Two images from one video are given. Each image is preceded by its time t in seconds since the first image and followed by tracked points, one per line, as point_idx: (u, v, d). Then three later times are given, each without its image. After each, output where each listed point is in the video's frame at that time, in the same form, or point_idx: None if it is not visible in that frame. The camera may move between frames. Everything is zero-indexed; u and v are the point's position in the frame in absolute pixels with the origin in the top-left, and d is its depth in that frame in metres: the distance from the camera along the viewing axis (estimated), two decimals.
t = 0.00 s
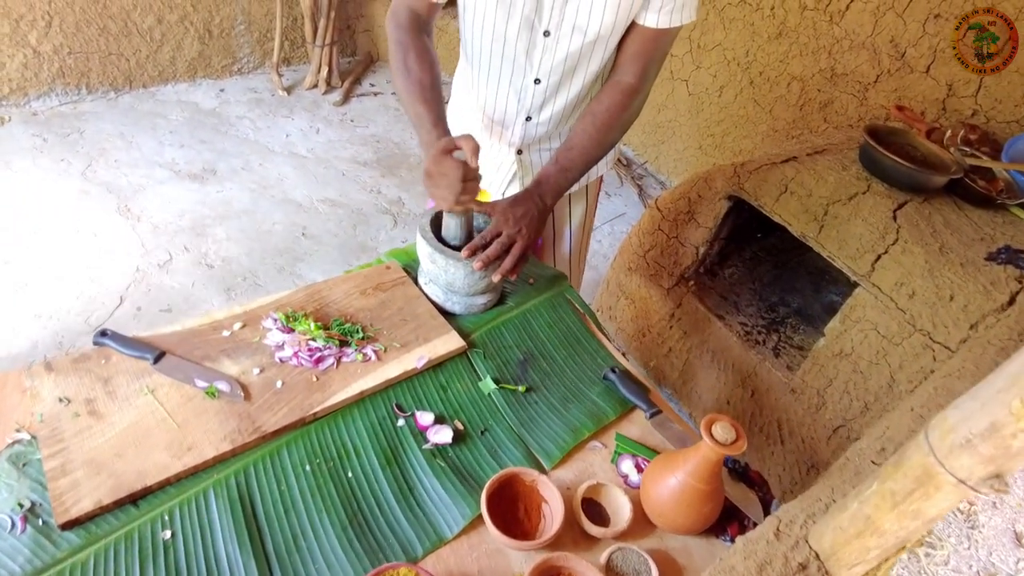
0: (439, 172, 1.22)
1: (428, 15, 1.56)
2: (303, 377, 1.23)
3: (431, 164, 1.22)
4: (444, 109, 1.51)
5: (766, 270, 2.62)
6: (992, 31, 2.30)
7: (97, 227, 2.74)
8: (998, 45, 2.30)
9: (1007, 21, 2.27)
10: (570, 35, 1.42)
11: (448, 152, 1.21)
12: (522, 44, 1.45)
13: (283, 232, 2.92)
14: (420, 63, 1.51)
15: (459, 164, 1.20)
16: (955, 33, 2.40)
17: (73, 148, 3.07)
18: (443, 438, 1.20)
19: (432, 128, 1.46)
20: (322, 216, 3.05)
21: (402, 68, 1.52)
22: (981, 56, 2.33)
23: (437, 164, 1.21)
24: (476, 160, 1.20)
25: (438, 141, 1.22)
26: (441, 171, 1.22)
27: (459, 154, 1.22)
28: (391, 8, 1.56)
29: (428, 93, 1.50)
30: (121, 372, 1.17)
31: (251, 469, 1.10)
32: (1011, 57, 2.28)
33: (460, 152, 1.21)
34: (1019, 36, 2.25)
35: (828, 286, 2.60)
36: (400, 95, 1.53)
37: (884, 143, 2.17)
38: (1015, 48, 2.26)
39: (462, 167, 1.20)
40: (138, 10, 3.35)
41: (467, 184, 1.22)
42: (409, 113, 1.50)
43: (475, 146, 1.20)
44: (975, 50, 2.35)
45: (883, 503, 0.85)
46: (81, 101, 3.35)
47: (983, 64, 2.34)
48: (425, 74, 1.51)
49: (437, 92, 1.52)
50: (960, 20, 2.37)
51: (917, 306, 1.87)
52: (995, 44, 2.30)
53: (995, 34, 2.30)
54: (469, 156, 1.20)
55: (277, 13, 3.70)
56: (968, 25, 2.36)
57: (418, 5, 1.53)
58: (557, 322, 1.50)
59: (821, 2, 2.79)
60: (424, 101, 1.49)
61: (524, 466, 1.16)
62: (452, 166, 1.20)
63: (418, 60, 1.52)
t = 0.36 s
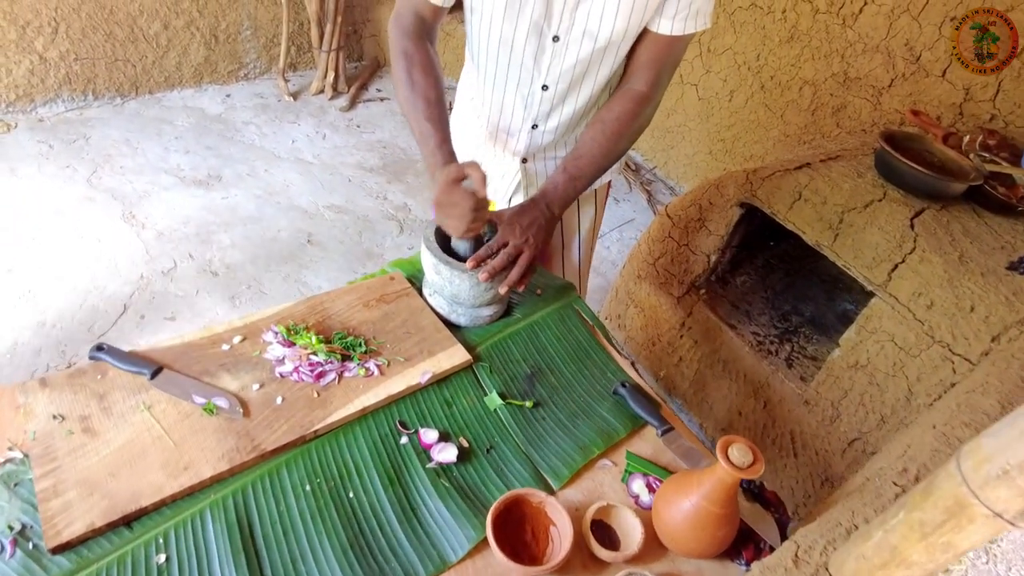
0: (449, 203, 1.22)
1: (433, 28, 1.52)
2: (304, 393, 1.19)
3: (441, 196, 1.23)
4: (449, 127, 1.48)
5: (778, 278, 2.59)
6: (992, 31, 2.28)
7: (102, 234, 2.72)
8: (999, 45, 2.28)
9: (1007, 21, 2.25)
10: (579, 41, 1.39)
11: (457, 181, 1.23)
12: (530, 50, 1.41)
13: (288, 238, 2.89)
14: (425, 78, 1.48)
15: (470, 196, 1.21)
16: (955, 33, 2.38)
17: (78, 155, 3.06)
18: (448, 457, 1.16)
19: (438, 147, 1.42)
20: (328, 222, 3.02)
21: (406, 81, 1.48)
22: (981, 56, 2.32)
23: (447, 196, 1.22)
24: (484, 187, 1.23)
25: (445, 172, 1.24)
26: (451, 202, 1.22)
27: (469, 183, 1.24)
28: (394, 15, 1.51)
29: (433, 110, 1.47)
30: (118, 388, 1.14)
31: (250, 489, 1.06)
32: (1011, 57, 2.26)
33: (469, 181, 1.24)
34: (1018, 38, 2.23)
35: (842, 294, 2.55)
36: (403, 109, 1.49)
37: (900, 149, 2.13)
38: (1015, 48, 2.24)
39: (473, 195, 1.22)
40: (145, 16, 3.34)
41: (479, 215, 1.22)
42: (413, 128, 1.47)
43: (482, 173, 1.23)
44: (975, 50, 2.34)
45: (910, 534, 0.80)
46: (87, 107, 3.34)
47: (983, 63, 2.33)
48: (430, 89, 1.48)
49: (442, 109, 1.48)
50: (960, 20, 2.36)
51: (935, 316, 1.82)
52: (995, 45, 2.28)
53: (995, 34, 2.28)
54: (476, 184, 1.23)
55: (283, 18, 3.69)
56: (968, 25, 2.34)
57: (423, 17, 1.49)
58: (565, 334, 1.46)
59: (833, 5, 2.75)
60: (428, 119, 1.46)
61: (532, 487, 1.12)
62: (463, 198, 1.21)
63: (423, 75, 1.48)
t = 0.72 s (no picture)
0: (443, 203, 1.17)
1: (432, 33, 1.49)
2: (296, 406, 1.15)
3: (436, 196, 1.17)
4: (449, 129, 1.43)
5: (783, 283, 2.55)
6: (992, 31, 2.27)
7: (98, 239, 2.69)
8: (999, 44, 2.27)
9: (1007, 21, 2.23)
10: (581, 42, 1.35)
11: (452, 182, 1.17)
12: (530, 51, 1.38)
13: (287, 243, 2.86)
14: (425, 82, 1.44)
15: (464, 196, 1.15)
16: (954, 33, 2.37)
17: (75, 159, 3.03)
18: (445, 472, 1.12)
19: (436, 150, 1.37)
20: (327, 227, 2.98)
21: (405, 86, 1.44)
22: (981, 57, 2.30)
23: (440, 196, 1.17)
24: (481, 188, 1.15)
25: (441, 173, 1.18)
26: (446, 202, 1.16)
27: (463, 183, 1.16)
28: (394, 21, 1.48)
29: (433, 113, 1.43)
30: (103, 400, 1.10)
31: (239, 505, 1.03)
32: (1011, 57, 2.25)
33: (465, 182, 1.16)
34: (1019, 35, 2.22)
35: (848, 299, 2.51)
36: (403, 114, 1.45)
37: (908, 152, 2.09)
38: (1015, 48, 2.22)
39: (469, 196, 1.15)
40: (143, 19, 3.31)
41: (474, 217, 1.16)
42: (413, 133, 1.42)
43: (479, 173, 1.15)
44: (975, 50, 2.33)
45: (929, 558, 0.76)
46: (85, 111, 3.31)
47: (983, 63, 2.31)
48: (429, 92, 1.44)
49: (442, 113, 1.44)
50: (960, 20, 2.35)
51: (946, 323, 1.77)
52: (995, 44, 2.27)
53: (995, 34, 2.27)
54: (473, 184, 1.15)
55: (282, 21, 3.66)
56: (968, 25, 2.33)
57: (422, 22, 1.46)
58: (566, 343, 1.42)
59: (839, 6, 2.71)
60: (428, 122, 1.42)
61: (532, 504, 1.08)
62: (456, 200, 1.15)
63: (422, 79, 1.44)
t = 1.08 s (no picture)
0: (452, 201, 1.25)
1: (437, 34, 1.45)
2: (292, 421, 1.12)
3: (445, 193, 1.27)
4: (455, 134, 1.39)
5: (789, 289, 2.51)
6: (992, 31, 2.26)
7: (94, 246, 2.66)
8: (999, 44, 2.25)
9: (1007, 21, 2.21)
10: (586, 44, 1.32)
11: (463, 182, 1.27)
12: (535, 53, 1.35)
13: (285, 249, 2.83)
14: (429, 86, 1.41)
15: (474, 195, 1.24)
16: (954, 33, 2.36)
17: (72, 165, 3.00)
18: (446, 489, 1.08)
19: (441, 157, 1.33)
20: (326, 233, 2.95)
21: (411, 89, 1.41)
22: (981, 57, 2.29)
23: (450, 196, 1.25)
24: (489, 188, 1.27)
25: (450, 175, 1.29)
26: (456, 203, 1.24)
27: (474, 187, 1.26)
28: (398, 21, 1.44)
29: (437, 116, 1.39)
30: (93, 416, 1.07)
31: (233, 525, 0.99)
32: (1011, 57, 2.23)
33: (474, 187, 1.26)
34: (1018, 36, 2.20)
35: (854, 306, 2.47)
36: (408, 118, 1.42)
37: (917, 157, 2.05)
38: (1015, 47, 2.21)
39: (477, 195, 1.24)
40: (140, 24, 3.29)
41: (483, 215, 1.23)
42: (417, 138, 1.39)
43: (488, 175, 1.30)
44: (975, 50, 2.31)
45: None
46: (82, 117, 3.29)
47: (982, 64, 2.30)
48: (434, 97, 1.40)
49: (446, 117, 1.40)
50: (960, 20, 2.33)
51: (958, 331, 1.74)
52: (995, 44, 2.25)
53: (995, 34, 2.25)
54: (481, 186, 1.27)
55: (281, 25, 3.64)
56: (968, 25, 2.32)
57: (426, 22, 1.42)
58: (570, 353, 1.38)
59: (843, 9, 2.68)
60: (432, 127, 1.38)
61: (536, 522, 1.03)
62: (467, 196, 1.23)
63: (427, 83, 1.41)
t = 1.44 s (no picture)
0: (457, 226, 1.12)
1: (435, 37, 1.42)
2: (289, 438, 1.07)
3: (449, 216, 1.13)
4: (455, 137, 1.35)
5: (795, 295, 2.47)
6: (992, 31, 2.24)
7: (90, 256, 2.62)
8: (999, 44, 2.23)
9: (1007, 21, 2.20)
10: (592, 42, 1.28)
11: (467, 202, 1.11)
12: (539, 52, 1.31)
13: (283, 258, 2.79)
14: (430, 89, 1.37)
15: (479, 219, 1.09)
16: (955, 33, 2.34)
17: (67, 174, 2.96)
18: (450, 509, 1.04)
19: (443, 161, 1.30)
20: (324, 241, 2.91)
21: (408, 93, 1.36)
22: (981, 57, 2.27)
23: (455, 217, 1.12)
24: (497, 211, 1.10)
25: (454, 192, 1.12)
26: (459, 224, 1.12)
27: (478, 205, 1.11)
28: (395, 23, 1.41)
29: (438, 120, 1.35)
30: (81, 436, 1.02)
31: (228, 549, 0.94)
32: (1012, 57, 2.21)
33: (479, 203, 1.11)
34: (1019, 36, 2.17)
35: (862, 310, 2.42)
36: (406, 123, 1.37)
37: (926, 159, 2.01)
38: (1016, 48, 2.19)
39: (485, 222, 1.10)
40: (136, 32, 3.26)
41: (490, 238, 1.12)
42: (416, 143, 1.35)
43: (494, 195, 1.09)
44: (975, 50, 2.29)
45: None
46: (78, 125, 3.25)
47: (983, 64, 2.28)
48: (434, 100, 1.37)
49: (448, 121, 1.37)
50: (960, 20, 2.31)
51: (972, 337, 1.69)
52: (995, 44, 2.23)
53: (995, 34, 2.24)
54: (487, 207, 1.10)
55: (279, 32, 3.61)
56: (968, 25, 2.30)
57: (426, 24, 1.39)
58: (576, 364, 1.34)
59: (846, 10, 2.65)
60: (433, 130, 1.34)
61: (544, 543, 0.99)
62: (472, 222, 1.10)
63: (427, 86, 1.37)
